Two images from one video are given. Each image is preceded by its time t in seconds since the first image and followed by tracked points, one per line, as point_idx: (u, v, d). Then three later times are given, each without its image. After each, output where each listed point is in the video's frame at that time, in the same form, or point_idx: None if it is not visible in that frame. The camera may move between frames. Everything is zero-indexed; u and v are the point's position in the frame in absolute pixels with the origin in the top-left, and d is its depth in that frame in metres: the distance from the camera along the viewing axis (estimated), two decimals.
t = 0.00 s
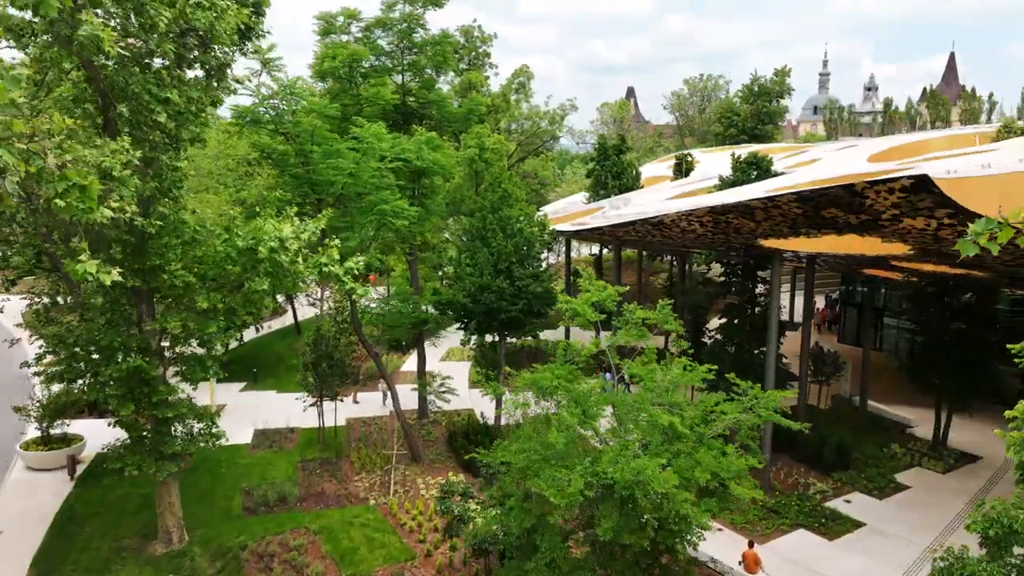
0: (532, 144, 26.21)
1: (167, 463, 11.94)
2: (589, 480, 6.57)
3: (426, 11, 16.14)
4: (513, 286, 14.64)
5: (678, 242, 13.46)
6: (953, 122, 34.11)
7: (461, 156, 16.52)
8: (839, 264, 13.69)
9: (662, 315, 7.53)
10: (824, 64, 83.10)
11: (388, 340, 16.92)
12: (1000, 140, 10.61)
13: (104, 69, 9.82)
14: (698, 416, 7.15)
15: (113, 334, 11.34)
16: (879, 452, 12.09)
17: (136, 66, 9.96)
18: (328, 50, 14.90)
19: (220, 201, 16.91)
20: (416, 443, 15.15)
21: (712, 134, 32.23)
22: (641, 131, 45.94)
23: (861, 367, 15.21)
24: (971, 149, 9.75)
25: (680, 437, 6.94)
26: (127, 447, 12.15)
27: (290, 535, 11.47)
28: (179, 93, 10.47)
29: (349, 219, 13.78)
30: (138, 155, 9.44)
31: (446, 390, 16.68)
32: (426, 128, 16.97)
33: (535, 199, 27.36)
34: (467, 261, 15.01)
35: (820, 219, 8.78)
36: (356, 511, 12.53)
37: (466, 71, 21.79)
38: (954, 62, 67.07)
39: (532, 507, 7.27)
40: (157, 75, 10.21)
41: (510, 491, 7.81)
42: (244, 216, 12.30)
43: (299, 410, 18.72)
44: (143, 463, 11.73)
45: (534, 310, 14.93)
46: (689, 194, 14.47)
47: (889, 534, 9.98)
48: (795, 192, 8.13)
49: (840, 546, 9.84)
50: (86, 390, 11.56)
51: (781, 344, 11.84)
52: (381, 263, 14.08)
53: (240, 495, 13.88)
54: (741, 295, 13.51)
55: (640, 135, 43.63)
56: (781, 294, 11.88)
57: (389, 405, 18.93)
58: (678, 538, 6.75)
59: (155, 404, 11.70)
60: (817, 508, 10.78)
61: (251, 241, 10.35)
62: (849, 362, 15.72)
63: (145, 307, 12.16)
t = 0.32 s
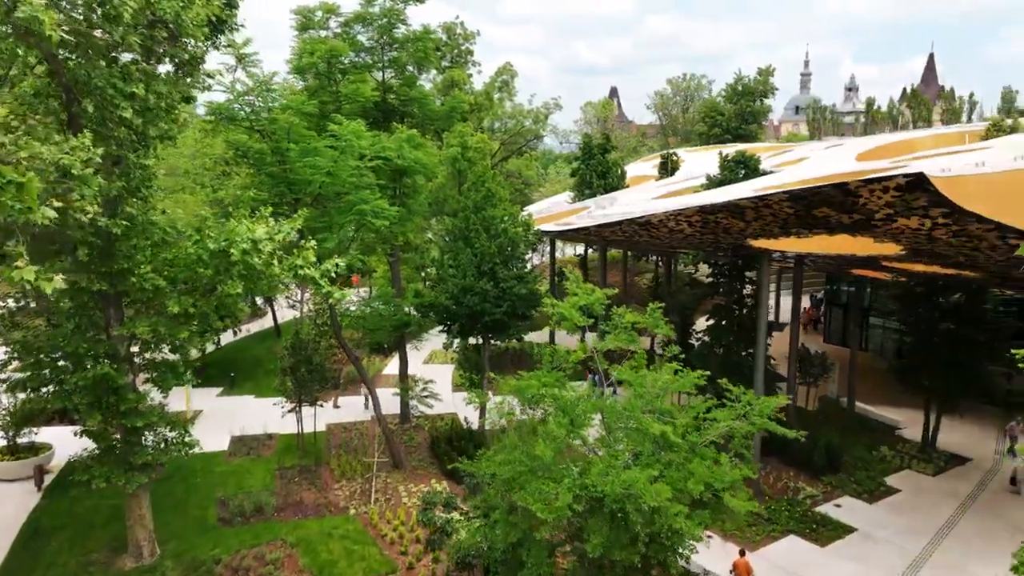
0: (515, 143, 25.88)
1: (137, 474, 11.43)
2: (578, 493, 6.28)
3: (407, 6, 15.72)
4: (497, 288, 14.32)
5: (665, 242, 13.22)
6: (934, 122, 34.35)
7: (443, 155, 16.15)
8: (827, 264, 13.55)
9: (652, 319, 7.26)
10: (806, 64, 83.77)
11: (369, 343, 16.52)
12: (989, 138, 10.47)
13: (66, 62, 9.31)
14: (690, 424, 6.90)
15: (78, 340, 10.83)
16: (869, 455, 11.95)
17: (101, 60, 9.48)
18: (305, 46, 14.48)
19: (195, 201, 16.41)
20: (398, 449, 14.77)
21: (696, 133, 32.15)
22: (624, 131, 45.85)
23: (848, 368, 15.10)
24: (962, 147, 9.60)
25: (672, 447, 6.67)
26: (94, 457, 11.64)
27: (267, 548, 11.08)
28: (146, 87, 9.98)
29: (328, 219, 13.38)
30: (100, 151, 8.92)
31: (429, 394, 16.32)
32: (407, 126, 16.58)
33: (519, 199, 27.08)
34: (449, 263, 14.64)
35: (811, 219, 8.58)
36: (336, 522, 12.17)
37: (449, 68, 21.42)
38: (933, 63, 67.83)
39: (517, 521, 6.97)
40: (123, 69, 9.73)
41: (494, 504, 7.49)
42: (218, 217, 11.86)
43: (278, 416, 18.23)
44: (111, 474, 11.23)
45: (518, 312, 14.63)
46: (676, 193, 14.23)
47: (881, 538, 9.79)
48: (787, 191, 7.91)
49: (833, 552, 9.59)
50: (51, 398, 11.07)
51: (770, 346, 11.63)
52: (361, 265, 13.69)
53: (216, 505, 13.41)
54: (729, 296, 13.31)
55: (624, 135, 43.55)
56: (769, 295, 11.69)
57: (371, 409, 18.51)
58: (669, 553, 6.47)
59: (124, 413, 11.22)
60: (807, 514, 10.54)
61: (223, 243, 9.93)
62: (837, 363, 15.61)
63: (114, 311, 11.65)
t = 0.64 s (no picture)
0: (495, 143, 25.55)
1: (101, 486, 10.88)
2: (563, 506, 5.95)
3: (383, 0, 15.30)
4: (478, 289, 13.98)
5: (649, 242, 12.97)
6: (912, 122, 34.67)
7: (422, 154, 15.76)
8: (812, 264, 13.40)
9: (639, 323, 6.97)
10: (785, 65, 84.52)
11: (346, 347, 16.07)
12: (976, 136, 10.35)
13: (19, 54, 8.79)
14: (678, 433, 6.61)
15: (36, 346, 10.28)
16: (855, 457, 11.81)
17: (57, 52, 8.97)
18: (278, 41, 14.01)
19: (165, 201, 15.85)
20: (376, 456, 14.35)
21: (677, 133, 32.09)
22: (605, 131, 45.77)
23: (832, 368, 15.02)
24: (948, 146, 9.49)
25: (660, 457, 6.38)
26: (56, 468, 11.08)
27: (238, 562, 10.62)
28: (107, 81, 9.50)
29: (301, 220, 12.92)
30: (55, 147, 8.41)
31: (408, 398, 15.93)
32: (384, 123, 16.15)
33: (499, 199, 26.76)
34: (428, 264, 14.26)
35: (800, 218, 8.36)
36: (311, 534, 11.75)
37: (427, 65, 21.03)
38: (910, 63, 68.83)
39: (499, 534, 6.63)
40: (82, 62, 9.24)
41: (475, 516, 7.14)
42: (187, 218, 11.39)
43: (252, 422, 17.69)
44: (73, 487, 10.67)
45: (499, 314, 14.30)
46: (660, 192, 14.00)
47: (869, 542, 9.61)
48: (775, 190, 7.68)
49: (821, 557, 9.37)
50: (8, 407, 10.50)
51: (755, 347, 11.42)
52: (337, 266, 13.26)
53: (187, 515, 12.89)
54: (713, 296, 13.10)
55: (605, 135, 43.46)
56: (755, 296, 11.48)
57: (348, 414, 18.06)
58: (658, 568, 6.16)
59: (87, 422, 10.69)
60: (794, 518, 10.32)
61: (189, 245, 9.48)
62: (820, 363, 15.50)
63: (75, 316, 11.10)
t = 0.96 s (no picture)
0: (472, 141, 25.18)
1: (59, 500, 10.27)
2: (545, 521, 5.63)
3: None
4: (455, 291, 13.67)
5: (631, 241, 12.74)
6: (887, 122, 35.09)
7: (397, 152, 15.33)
8: (793, 263, 13.29)
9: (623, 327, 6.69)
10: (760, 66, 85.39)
11: (320, 351, 15.61)
12: (958, 134, 10.26)
13: None
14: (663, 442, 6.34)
15: None
16: (837, 457, 11.70)
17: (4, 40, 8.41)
18: (246, 34, 13.51)
19: (129, 201, 15.21)
20: (351, 463, 13.93)
21: (656, 132, 32.03)
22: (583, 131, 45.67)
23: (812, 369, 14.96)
24: (929, 144, 9.42)
25: (646, 466, 6.12)
26: (10, 482, 10.43)
27: None
28: (60, 74, 8.98)
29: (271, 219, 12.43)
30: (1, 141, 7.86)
31: (384, 404, 15.53)
32: (358, 121, 15.71)
33: (477, 198, 26.41)
34: (403, 265, 13.88)
35: (785, 217, 8.16)
36: (283, 548, 11.33)
37: (402, 62, 20.61)
38: (882, 65, 69.95)
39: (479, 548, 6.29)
40: (31, 52, 8.69)
41: (451, 529, 6.78)
42: (150, 219, 10.83)
43: (222, 429, 17.09)
44: (29, 501, 10.01)
45: (477, 316, 13.98)
46: (640, 191, 13.77)
47: (854, 545, 9.46)
48: (760, 188, 7.48)
49: (807, 561, 9.12)
50: None
51: (738, 349, 11.24)
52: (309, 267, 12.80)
53: (152, 527, 12.32)
54: (695, 297, 12.92)
55: (583, 134, 43.36)
56: (737, 296, 11.32)
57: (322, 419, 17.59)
58: None
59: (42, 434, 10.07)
60: (778, 522, 10.07)
61: (149, 246, 9.03)
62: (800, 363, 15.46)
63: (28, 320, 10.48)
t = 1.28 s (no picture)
0: (448, 140, 24.80)
1: (10, 516, 9.67)
2: (524, 537, 5.33)
3: None
4: (429, 293, 13.31)
5: (609, 241, 12.50)
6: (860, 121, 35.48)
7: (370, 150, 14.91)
8: (772, 263, 13.18)
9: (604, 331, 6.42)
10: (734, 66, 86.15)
11: (291, 355, 15.12)
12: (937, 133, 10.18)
13: None
14: (646, 450, 6.09)
15: None
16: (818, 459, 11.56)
17: None
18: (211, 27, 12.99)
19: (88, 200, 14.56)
20: (322, 471, 13.48)
21: (632, 131, 31.95)
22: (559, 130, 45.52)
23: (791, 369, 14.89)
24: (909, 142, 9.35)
25: (629, 477, 5.85)
26: None
27: None
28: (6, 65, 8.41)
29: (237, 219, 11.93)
30: None
31: (357, 409, 15.10)
32: (329, 118, 15.24)
33: (452, 198, 26.04)
34: (376, 266, 13.48)
35: (768, 216, 7.96)
36: (251, 561, 10.86)
37: (376, 59, 20.16)
38: (852, 65, 71.05)
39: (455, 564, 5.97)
40: None
41: (425, 544, 6.44)
42: (108, 219, 10.26)
43: (189, 436, 16.48)
44: None
45: (453, 318, 13.63)
46: (619, 190, 13.55)
47: (838, 548, 9.32)
48: (743, 186, 7.26)
49: (791, 566, 8.94)
50: None
51: (719, 349, 11.06)
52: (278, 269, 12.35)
53: (113, 541, 11.74)
54: (675, 297, 12.72)
55: (559, 133, 43.19)
56: (718, 296, 11.14)
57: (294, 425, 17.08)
58: None
59: None
60: (760, 525, 9.90)
61: (104, 247, 8.50)
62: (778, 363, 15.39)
63: None
